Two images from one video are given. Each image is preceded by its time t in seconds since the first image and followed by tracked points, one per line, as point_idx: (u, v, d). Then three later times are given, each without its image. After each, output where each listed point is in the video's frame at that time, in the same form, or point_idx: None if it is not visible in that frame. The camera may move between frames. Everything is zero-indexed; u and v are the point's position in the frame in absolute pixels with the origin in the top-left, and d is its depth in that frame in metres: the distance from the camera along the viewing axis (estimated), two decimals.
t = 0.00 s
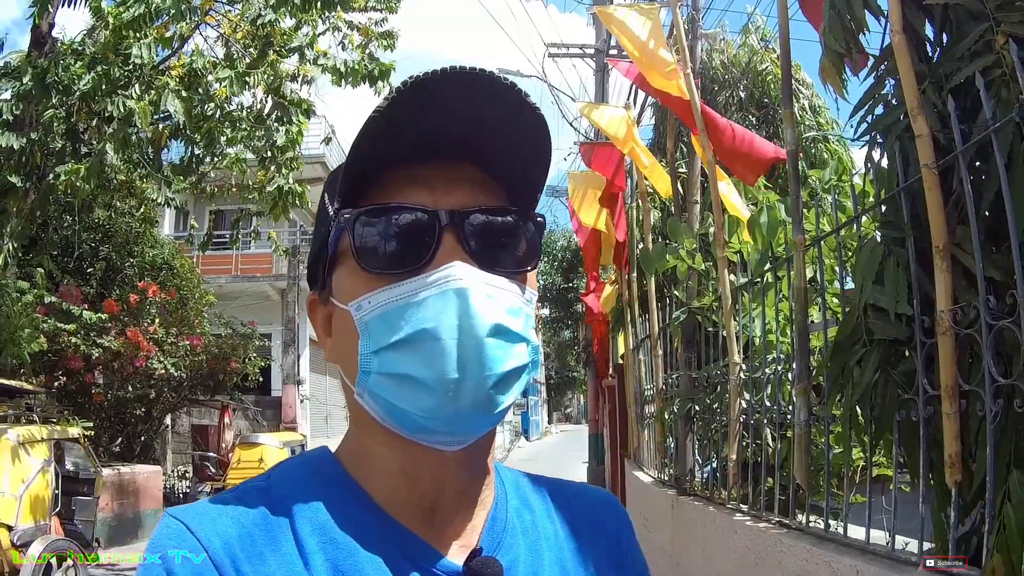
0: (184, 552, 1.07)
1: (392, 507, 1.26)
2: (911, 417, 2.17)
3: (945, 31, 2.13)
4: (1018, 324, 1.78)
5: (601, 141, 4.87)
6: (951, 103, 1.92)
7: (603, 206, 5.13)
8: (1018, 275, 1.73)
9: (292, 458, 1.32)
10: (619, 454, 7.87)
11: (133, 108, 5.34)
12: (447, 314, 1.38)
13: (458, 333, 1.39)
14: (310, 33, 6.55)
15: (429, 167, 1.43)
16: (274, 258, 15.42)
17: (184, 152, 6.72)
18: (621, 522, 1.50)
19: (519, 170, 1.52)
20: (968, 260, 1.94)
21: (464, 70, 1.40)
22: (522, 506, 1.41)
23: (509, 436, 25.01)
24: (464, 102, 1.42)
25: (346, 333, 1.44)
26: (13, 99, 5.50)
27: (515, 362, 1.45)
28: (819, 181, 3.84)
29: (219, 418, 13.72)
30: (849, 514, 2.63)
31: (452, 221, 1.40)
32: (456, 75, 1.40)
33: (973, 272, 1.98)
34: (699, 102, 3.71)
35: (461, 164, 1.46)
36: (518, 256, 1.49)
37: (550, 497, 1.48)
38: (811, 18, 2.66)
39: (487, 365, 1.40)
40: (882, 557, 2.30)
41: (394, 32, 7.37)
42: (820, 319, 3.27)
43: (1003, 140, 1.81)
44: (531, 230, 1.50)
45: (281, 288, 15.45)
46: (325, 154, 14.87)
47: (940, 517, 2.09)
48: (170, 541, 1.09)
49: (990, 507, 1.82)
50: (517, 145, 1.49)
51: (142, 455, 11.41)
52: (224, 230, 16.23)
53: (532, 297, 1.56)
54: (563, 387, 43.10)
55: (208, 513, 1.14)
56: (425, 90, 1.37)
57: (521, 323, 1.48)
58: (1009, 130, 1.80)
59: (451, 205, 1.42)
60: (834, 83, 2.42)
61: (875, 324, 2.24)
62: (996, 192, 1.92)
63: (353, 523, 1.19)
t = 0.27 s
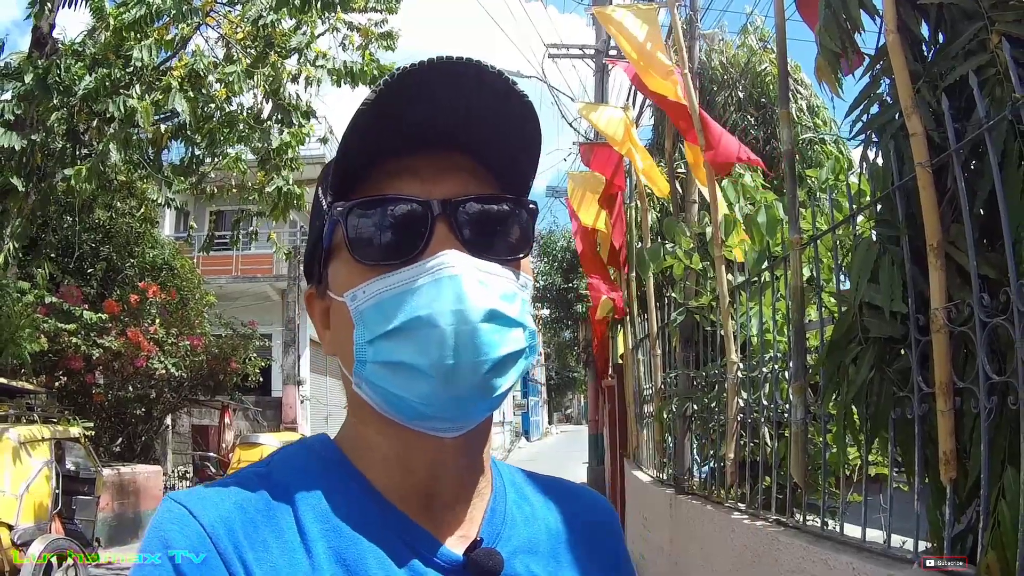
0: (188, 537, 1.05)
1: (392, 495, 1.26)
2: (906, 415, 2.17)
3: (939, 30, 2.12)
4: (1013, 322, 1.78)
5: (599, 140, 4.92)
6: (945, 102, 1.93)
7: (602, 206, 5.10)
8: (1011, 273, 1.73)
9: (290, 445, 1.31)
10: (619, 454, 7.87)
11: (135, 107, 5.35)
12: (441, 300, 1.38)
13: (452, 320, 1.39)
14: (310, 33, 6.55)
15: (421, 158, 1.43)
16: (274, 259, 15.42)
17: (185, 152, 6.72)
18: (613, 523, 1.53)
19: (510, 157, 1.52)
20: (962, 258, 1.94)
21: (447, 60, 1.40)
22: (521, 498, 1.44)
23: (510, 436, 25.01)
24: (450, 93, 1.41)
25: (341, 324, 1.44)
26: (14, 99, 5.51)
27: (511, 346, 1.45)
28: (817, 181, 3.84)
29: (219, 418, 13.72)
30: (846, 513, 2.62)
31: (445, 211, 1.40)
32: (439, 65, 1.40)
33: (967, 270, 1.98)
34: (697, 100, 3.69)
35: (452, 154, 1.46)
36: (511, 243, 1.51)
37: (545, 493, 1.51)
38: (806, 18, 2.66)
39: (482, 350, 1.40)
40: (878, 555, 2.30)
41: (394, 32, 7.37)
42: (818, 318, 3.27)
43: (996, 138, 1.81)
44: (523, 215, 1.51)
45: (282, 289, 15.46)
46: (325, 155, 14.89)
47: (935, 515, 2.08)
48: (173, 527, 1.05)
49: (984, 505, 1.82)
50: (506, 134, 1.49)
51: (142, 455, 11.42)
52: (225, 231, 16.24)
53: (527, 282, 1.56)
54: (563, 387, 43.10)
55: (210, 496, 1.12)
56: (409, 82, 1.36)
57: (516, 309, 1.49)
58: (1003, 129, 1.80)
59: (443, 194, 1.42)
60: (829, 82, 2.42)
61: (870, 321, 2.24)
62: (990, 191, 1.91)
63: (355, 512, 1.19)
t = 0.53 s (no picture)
0: (201, 532, 1.06)
1: (400, 492, 1.27)
2: (901, 415, 2.17)
3: (936, 31, 2.12)
4: (1008, 321, 1.78)
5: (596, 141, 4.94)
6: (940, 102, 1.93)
7: (600, 207, 5.13)
8: (1006, 273, 1.73)
9: (300, 439, 1.32)
10: (617, 454, 7.87)
11: (135, 106, 5.36)
12: (444, 297, 1.39)
13: (456, 317, 1.40)
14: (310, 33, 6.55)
15: (422, 158, 1.44)
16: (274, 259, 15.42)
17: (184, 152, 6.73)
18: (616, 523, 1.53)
19: (510, 154, 1.52)
20: (957, 258, 1.94)
21: (441, 58, 1.41)
22: (526, 497, 1.44)
23: (510, 436, 24.99)
24: (447, 92, 1.42)
25: (348, 324, 1.45)
26: (13, 100, 5.52)
27: (516, 342, 1.45)
28: (815, 181, 3.84)
29: (219, 418, 13.73)
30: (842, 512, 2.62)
31: (447, 208, 1.41)
32: (435, 64, 1.41)
33: (962, 270, 1.98)
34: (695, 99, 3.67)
35: (453, 153, 1.46)
36: (514, 238, 1.50)
37: (549, 491, 1.52)
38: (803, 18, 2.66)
39: (487, 346, 1.40)
40: (873, 555, 2.29)
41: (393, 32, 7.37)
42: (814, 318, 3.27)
43: (991, 138, 1.81)
44: (525, 210, 1.50)
45: (281, 289, 15.46)
46: (325, 155, 14.90)
47: (931, 514, 2.08)
48: (186, 522, 1.06)
49: (979, 504, 1.82)
50: (504, 131, 1.49)
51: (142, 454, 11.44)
52: (225, 231, 16.25)
53: (530, 278, 1.56)
54: (563, 387, 43.10)
55: (222, 490, 1.12)
56: (404, 82, 1.37)
57: (521, 304, 1.49)
58: (997, 129, 1.80)
59: (444, 191, 1.42)
60: (826, 82, 2.42)
61: (865, 322, 2.24)
62: (985, 191, 1.92)
63: (366, 509, 1.19)
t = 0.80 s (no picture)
0: (197, 525, 1.05)
1: (396, 487, 1.27)
2: (898, 414, 2.17)
3: (932, 30, 2.12)
4: (1004, 321, 1.77)
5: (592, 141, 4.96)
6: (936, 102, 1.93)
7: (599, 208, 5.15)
8: (1002, 272, 1.73)
9: (296, 431, 1.32)
10: (617, 455, 7.87)
11: (135, 106, 5.35)
12: (439, 293, 1.38)
13: (451, 312, 1.39)
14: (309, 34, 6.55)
15: (419, 154, 1.44)
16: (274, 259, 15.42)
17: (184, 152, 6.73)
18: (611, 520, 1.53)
19: (507, 150, 1.52)
20: (953, 258, 1.94)
21: (438, 56, 1.40)
22: (519, 493, 1.45)
23: (510, 437, 24.98)
24: (443, 88, 1.42)
25: (345, 319, 1.45)
26: (13, 100, 5.52)
27: (511, 337, 1.45)
28: (813, 180, 3.84)
29: (219, 418, 13.72)
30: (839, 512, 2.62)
31: (443, 204, 1.41)
32: (432, 62, 1.40)
33: (958, 270, 1.98)
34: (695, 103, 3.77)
35: (449, 149, 1.46)
36: (509, 234, 1.51)
37: (546, 487, 1.52)
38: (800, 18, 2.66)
39: (482, 342, 1.40)
40: (870, 555, 2.29)
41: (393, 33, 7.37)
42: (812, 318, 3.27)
43: (988, 138, 1.81)
44: (520, 206, 1.51)
45: (281, 289, 15.46)
46: (325, 155, 14.90)
47: (927, 514, 2.08)
48: (183, 515, 1.06)
49: (976, 505, 1.82)
50: (500, 128, 1.49)
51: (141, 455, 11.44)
52: (225, 231, 16.25)
53: (526, 274, 1.57)
54: (563, 387, 43.10)
55: (218, 484, 1.12)
56: (401, 79, 1.37)
57: (516, 301, 1.49)
58: (994, 128, 1.80)
59: (441, 188, 1.42)
60: (823, 82, 2.42)
61: (862, 321, 2.24)
62: (982, 190, 1.91)
63: (361, 502, 1.19)
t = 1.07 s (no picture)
0: (195, 533, 1.06)
1: (395, 491, 1.26)
2: (900, 415, 2.17)
3: (934, 31, 2.12)
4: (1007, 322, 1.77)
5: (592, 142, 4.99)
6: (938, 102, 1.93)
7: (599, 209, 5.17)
8: (1005, 273, 1.73)
9: (295, 440, 1.32)
10: (617, 455, 7.87)
11: (134, 106, 5.34)
12: (435, 296, 1.38)
13: (447, 316, 1.39)
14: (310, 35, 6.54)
15: (415, 155, 1.44)
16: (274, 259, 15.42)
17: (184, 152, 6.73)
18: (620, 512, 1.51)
19: (503, 150, 1.52)
20: (956, 258, 1.94)
21: (433, 56, 1.41)
22: (525, 495, 1.42)
23: (509, 437, 24.97)
24: (439, 89, 1.42)
25: (343, 323, 1.45)
26: (13, 100, 5.53)
27: (509, 340, 1.44)
28: (813, 181, 3.84)
29: (219, 419, 13.72)
30: (840, 513, 2.61)
31: (439, 206, 1.40)
32: (427, 62, 1.41)
33: (961, 270, 1.98)
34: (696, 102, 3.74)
35: (446, 149, 1.46)
36: (507, 236, 1.50)
37: (551, 486, 1.49)
38: (801, 19, 2.67)
39: (478, 345, 1.39)
40: (871, 556, 2.29)
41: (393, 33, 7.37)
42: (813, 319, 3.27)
43: (990, 138, 1.81)
44: (518, 207, 1.50)
45: (281, 289, 15.46)
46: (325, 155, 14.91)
47: (929, 515, 2.08)
48: (182, 524, 1.07)
49: (977, 506, 1.82)
50: (495, 127, 1.49)
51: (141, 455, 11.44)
52: (225, 231, 16.26)
53: (524, 276, 1.57)
54: (563, 387, 43.09)
55: (217, 493, 1.13)
56: (396, 80, 1.38)
57: (513, 303, 1.48)
58: (996, 129, 1.80)
59: (437, 190, 1.41)
60: (825, 82, 2.42)
61: (864, 322, 2.24)
62: (984, 191, 1.91)
63: (359, 507, 1.18)
